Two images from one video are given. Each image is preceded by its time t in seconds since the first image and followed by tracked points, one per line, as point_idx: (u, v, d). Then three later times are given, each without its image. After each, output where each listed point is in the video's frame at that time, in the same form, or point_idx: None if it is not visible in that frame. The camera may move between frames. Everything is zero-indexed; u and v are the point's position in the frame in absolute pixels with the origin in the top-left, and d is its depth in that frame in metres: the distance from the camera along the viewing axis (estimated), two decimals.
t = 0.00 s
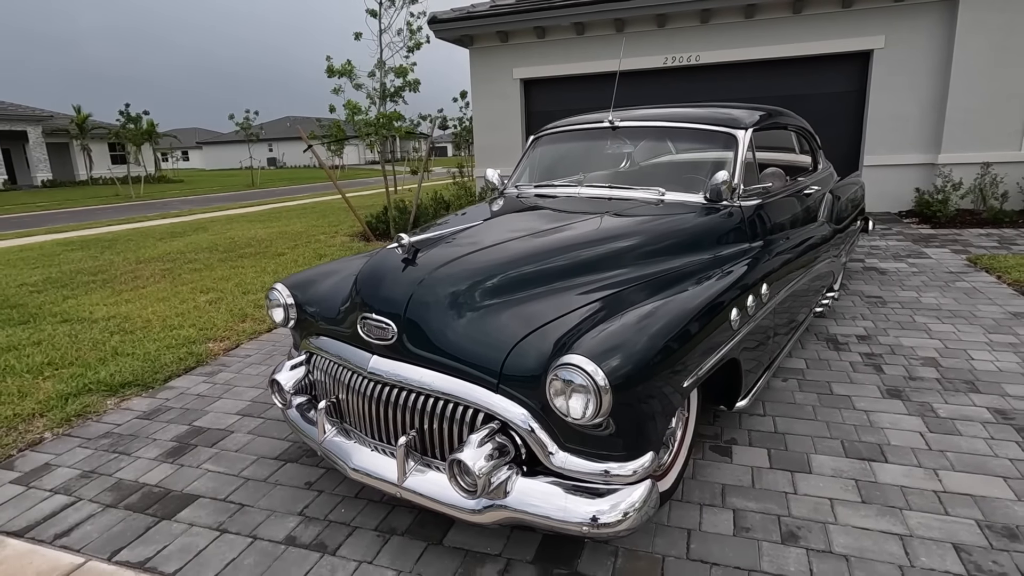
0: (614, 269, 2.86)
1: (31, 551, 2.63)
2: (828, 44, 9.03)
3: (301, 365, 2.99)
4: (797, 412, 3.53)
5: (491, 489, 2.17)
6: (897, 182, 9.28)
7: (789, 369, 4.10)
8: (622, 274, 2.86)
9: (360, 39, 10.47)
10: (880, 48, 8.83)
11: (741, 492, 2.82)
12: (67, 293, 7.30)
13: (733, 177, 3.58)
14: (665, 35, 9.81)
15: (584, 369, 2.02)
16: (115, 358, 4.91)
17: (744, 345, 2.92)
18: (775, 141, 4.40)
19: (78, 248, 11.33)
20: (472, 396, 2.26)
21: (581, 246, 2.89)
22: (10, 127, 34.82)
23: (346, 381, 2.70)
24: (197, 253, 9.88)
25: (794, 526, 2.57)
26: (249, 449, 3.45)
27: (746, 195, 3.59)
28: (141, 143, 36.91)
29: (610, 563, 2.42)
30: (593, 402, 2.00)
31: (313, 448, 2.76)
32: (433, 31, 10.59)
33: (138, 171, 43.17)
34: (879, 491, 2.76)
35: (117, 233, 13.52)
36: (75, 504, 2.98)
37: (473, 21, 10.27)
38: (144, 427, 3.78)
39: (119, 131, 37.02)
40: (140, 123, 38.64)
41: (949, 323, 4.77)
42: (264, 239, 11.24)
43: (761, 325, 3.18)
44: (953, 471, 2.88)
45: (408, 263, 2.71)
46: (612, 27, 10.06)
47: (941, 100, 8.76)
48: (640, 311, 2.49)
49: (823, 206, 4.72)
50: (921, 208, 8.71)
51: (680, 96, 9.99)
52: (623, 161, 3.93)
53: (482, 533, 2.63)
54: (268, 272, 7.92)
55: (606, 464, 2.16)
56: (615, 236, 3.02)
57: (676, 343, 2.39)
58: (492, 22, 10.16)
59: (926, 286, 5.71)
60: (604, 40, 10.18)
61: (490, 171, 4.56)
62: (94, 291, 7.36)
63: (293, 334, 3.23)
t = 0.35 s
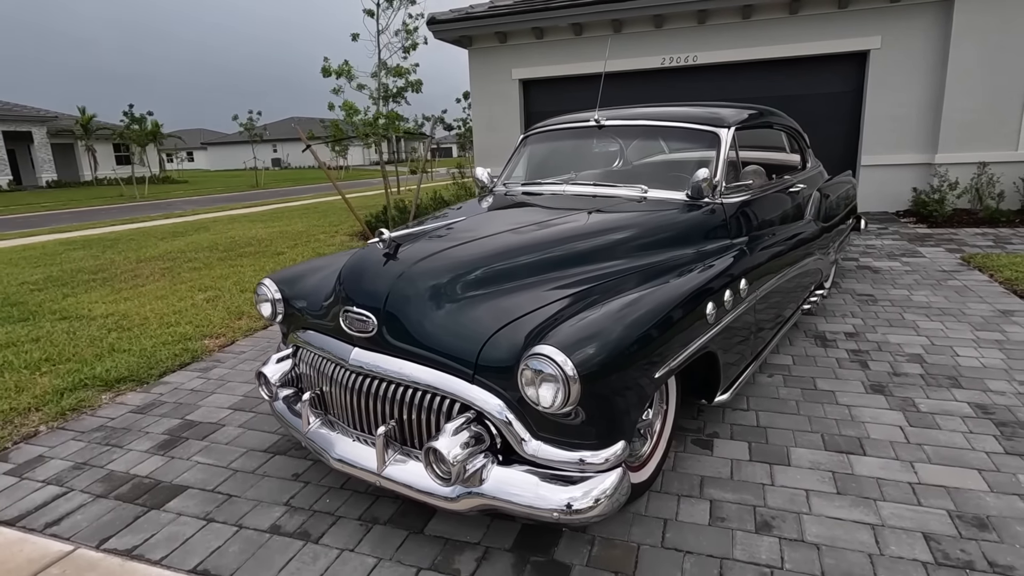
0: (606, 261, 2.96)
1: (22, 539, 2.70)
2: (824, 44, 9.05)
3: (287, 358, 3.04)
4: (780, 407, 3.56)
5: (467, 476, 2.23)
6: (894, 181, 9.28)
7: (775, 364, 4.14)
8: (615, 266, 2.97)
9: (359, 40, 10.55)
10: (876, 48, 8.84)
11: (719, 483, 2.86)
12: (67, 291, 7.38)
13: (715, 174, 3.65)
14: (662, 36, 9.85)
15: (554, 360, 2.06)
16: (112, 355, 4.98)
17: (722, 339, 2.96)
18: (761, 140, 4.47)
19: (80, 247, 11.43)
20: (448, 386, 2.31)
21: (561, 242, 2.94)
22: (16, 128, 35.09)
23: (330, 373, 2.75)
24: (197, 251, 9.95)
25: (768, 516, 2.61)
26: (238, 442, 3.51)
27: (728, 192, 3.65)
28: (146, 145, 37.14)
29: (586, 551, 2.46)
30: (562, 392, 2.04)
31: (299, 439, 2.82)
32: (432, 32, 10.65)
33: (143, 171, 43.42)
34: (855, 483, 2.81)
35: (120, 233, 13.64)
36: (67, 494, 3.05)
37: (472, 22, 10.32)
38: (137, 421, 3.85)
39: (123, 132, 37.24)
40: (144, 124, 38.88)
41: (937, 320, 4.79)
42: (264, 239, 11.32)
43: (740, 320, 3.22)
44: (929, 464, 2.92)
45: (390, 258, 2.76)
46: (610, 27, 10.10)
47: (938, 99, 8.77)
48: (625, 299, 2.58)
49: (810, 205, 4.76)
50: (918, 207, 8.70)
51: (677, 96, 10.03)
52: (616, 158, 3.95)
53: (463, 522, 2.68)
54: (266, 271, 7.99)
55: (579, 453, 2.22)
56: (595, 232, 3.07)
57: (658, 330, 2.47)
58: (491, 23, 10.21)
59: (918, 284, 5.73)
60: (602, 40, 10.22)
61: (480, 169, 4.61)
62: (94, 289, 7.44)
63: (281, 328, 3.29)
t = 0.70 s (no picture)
0: (601, 250, 3.05)
1: (5, 529, 2.73)
2: (821, 43, 9.04)
3: (271, 350, 3.06)
4: (765, 401, 3.57)
5: (441, 465, 2.24)
6: (892, 180, 9.25)
7: (763, 360, 4.14)
8: (609, 255, 3.07)
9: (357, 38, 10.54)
10: (873, 47, 8.82)
11: (699, 475, 2.87)
12: (65, 288, 7.44)
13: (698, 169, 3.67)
14: (659, 34, 9.84)
15: (526, 348, 2.08)
16: (105, 349, 5.02)
17: (702, 332, 2.99)
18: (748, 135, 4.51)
19: (81, 245, 11.50)
20: (424, 375, 2.32)
21: (542, 236, 2.95)
22: (21, 128, 35.33)
23: (311, 364, 2.76)
24: (196, 249, 10.00)
25: (746, 508, 2.62)
26: (225, 434, 3.54)
27: (710, 186, 3.69)
28: (150, 144, 37.31)
29: (562, 542, 2.47)
30: (533, 380, 2.06)
31: (280, 430, 2.84)
32: (429, 30, 10.67)
33: (147, 171, 43.61)
34: (835, 476, 2.81)
35: (122, 232, 13.72)
36: (52, 485, 3.08)
37: (470, 20, 10.33)
38: (126, 414, 3.88)
39: (127, 132, 37.42)
40: (148, 124, 39.05)
41: (928, 317, 4.78)
42: (263, 237, 11.36)
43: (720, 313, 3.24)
44: (910, 458, 2.92)
45: (370, 250, 2.78)
46: (607, 26, 10.10)
47: (936, 98, 8.74)
48: (609, 288, 2.63)
49: (799, 201, 4.77)
50: (916, 205, 8.61)
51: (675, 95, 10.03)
52: (610, 152, 3.92)
53: (442, 513, 2.70)
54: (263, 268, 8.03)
55: (553, 443, 2.23)
56: (577, 226, 3.08)
57: (636, 320, 2.50)
58: (488, 22, 10.22)
59: (911, 282, 5.72)
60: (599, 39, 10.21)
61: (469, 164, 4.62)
62: (91, 286, 7.49)
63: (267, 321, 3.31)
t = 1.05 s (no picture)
0: (592, 240, 3.07)
1: None
2: (821, 39, 8.98)
3: (252, 342, 3.05)
4: (753, 398, 3.53)
5: (415, 457, 2.22)
6: (891, 178, 9.19)
7: (753, 357, 4.11)
8: (600, 245, 3.08)
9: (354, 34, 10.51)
10: (873, 43, 8.77)
11: (682, 471, 2.84)
12: (60, 283, 7.44)
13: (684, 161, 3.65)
14: (658, 30, 9.79)
15: (500, 339, 2.05)
16: (95, 344, 5.01)
17: (686, 324, 2.96)
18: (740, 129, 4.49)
19: (80, 242, 11.54)
20: (400, 367, 2.30)
21: (524, 229, 2.92)
22: (25, 127, 35.49)
23: (289, 356, 2.75)
24: (193, 246, 10.00)
25: (728, 504, 2.59)
26: (209, 429, 3.52)
27: (699, 177, 3.67)
28: (152, 143, 37.38)
29: (540, 537, 2.44)
30: (506, 371, 2.05)
31: (259, 422, 2.82)
32: (428, 26, 10.64)
33: (150, 169, 43.74)
34: (819, 472, 2.78)
35: (122, 229, 13.76)
36: (33, 478, 3.06)
37: (468, 16, 10.31)
38: (112, 408, 3.87)
39: (130, 130, 37.52)
40: (151, 122, 39.16)
41: (922, 314, 4.73)
42: (260, 235, 11.36)
43: (705, 306, 3.22)
44: (896, 454, 2.88)
45: (348, 240, 2.76)
46: (606, 22, 10.05)
47: (936, 94, 8.68)
48: (589, 279, 2.61)
49: (791, 196, 4.74)
50: (914, 204, 8.54)
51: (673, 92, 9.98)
52: (604, 144, 3.90)
53: (421, 508, 2.68)
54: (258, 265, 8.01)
55: (529, 435, 2.21)
56: (560, 219, 3.05)
57: (614, 313, 2.48)
58: (486, 18, 10.19)
59: (906, 279, 5.67)
60: (597, 36, 10.16)
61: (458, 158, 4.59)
62: (87, 282, 7.50)
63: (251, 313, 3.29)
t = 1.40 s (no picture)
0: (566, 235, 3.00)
1: None
2: (820, 34, 8.87)
3: (224, 339, 2.99)
4: (741, 397, 3.44)
5: (381, 457, 2.15)
6: (892, 175, 9.07)
7: (743, 355, 4.02)
8: (576, 241, 3.02)
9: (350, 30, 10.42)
10: (873, 38, 8.65)
11: (663, 472, 2.76)
12: (51, 281, 7.39)
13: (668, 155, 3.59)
14: (656, 26, 9.69)
15: (464, 335, 2.01)
16: (79, 342, 4.96)
17: (668, 320, 2.90)
18: (730, 123, 4.40)
19: (76, 239, 11.53)
20: (365, 364, 2.23)
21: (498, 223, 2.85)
22: (29, 126, 35.64)
23: (258, 353, 2.69)
24: (188, 244, 9.96)
25: (708, 507, 2.51)
26: (186, 427, 3.46)
27: (684, 170, 3.61)
28: (155, 142, 37.46)
29: (512, 540, 2.37)
30: (468, 368, 2.00)
31: (229, 420, 2.76)
32: (424, 22, 10.56)
33: (154, 168, 43.84)
34: (804, 474, 2.69)
35: (120, 227, 13.75)
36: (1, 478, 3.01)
37: (465, 12, 10.22)
38: (89, 406, 3.81)
39: (133, 130, 37.57)
40: (155, 121, 39.26)
41: (918, 312, 4.64)
42: (257, 233, 11.31)
43: (688, 302, 3.14)
44: (884, 456, 2.80)
45: (317, 233, 2.69)
46: (603, 18, 9.95)
47: (937, 90, 8.56)
48: (563, 274, 2.54)
49: (784, 192, 4.64)
50: (914, 202, 8.44)
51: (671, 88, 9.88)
52: (597, 141, 3.76)
53: (393, 509, 2.60)
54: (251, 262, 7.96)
55: (500, 435, 2.14)
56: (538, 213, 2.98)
57: (589, 308, 2.41)
58: (483, 14, 10.10)
59: (903, 277, 5.57)
60: (594, 32, 10.07)
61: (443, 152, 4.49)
62: (78, 279, 7.46)
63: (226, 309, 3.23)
